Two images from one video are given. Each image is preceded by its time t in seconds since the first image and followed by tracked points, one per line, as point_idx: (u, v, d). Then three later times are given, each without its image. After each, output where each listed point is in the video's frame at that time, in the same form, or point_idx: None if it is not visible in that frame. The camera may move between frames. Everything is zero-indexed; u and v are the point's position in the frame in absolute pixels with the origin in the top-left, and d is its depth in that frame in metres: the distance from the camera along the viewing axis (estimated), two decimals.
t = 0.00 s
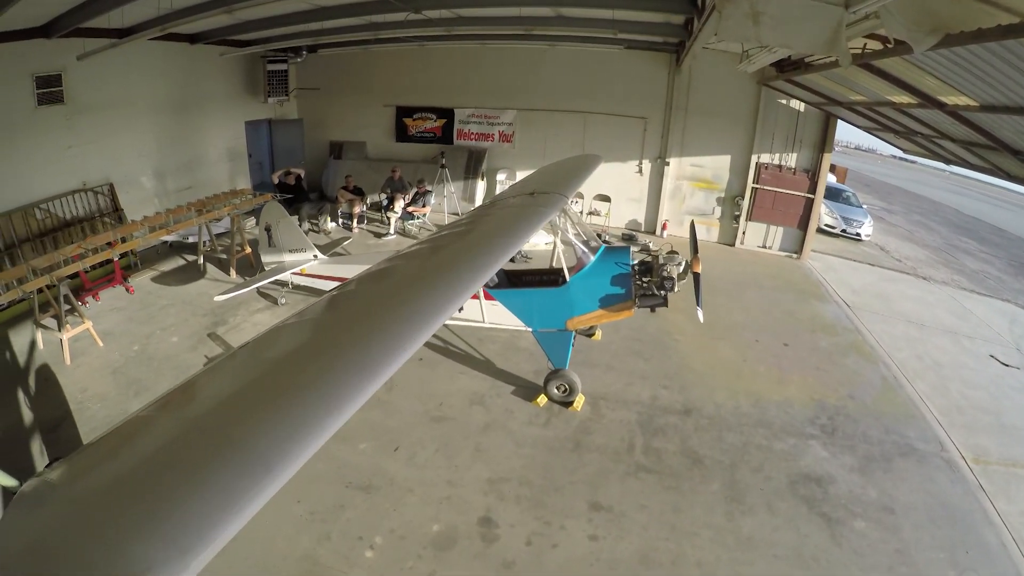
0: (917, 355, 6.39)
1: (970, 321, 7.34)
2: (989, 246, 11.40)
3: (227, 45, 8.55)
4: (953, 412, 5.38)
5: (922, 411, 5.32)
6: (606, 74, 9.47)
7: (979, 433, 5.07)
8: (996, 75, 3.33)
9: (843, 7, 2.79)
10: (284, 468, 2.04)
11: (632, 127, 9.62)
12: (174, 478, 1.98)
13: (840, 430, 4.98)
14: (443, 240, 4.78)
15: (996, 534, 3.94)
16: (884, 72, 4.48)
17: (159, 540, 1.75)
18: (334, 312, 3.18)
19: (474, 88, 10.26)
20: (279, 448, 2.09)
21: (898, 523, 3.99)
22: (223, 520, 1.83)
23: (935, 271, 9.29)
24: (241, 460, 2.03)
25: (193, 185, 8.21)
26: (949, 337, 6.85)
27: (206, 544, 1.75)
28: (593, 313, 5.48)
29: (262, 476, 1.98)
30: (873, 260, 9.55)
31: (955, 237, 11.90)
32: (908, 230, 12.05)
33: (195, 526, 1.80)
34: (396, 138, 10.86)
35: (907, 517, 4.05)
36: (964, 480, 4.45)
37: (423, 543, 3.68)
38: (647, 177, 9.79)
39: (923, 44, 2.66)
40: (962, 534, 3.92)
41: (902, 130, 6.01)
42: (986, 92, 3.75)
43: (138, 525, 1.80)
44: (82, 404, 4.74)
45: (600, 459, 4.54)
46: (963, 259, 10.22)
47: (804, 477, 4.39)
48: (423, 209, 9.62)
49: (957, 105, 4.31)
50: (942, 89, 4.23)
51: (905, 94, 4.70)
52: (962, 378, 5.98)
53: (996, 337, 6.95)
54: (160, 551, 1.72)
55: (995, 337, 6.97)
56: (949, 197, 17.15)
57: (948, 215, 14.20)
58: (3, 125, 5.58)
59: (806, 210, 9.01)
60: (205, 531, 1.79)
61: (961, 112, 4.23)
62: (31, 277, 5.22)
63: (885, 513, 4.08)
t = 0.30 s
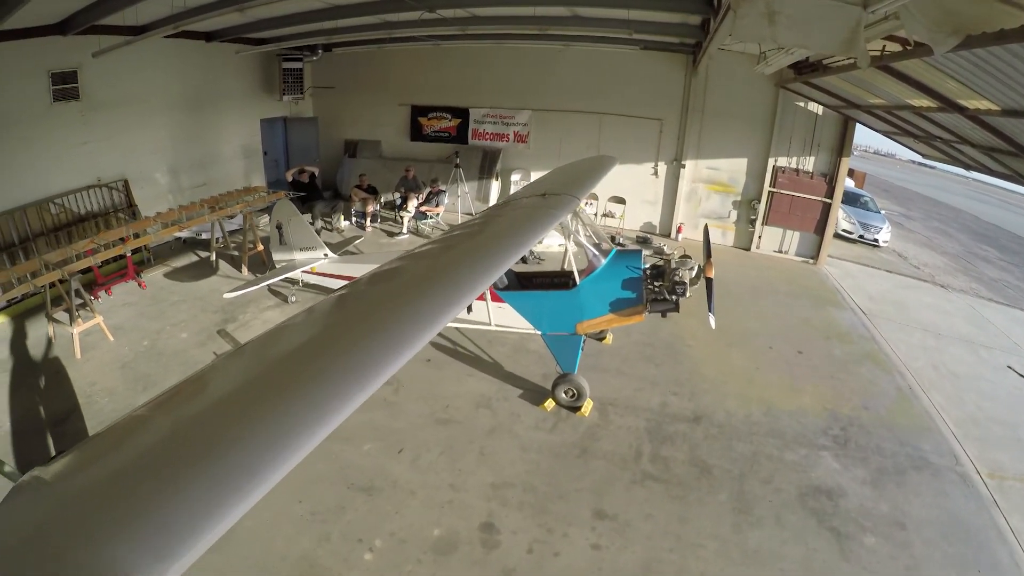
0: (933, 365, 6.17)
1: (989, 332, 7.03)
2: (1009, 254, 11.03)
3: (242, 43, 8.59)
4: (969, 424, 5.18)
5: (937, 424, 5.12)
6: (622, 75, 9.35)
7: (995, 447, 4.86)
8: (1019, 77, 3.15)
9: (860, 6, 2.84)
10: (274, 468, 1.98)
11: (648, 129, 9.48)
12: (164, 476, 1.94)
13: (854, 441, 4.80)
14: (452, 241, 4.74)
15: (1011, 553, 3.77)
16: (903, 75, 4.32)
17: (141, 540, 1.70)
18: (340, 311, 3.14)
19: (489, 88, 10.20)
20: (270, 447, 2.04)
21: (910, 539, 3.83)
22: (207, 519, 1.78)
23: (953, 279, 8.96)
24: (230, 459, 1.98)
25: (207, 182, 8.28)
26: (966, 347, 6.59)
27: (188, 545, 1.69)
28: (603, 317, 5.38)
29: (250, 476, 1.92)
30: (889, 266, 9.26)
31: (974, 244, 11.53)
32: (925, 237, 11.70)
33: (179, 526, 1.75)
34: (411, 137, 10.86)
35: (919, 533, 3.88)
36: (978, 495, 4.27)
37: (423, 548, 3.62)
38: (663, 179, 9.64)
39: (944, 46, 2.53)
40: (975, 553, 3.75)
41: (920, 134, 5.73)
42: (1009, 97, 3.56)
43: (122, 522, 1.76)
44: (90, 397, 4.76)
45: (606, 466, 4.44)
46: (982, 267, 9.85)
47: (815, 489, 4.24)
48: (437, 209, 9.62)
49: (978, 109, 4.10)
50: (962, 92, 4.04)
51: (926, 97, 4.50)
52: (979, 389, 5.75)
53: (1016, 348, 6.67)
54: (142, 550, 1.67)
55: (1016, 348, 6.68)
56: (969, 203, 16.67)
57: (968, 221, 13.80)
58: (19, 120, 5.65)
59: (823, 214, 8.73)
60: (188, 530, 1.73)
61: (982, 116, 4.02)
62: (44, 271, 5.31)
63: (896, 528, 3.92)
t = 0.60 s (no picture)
0: (950, 376, 5.91)
1: (1008, 343, 6.72)
2: None
3: (255, 41, 8.61)
4: (986, 438, 4.96)
5: (952, 437, 4.91)
6: (636, 76, 9.21)
7: (1012, 464, 4.65)
8: None
9: (880, 5, 2.81)
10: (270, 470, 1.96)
11: (662, 131, 9.33)
12: (158, 473, 1.91)
13: (865, 454, 4.63)
14: (458, 242, 4.69)
15: None
16: (923, 78, 4.12)
17: (134, 540, 1.66)
18: (345, 310, 3.10)
19: (503, 88, 10.13)
20: (267, 448, 2.02)
21: (921, 559, 3.67)
22: (201, 522, 1.75)
23: (970, 287, 8.61)
24: (226, 459, 1.95)
25: (219, 180, 8.32)
26: (984, 358, 6.31)
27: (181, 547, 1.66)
28: (611, 323, 5.27)
29: (247, 477, 1.90)
30: (903, 273, 8.93)
31: (993, 252, 11.14)
32: (943, 244, 11.36)
33: (173, 526, 1.72)
34: (424, 137, 10.83)
35: (931, 553, 3.72)
36: (992, 514, 4.09)
37: (419, 556, 3.55)
38: (677, 182, 9.48)
39: (964, 49, 2.40)
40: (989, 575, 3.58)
41: (940, 140, 5.46)
42: None
43: (113, 520, 1.72)
44: (95, 394, 4.76)
45: (609, 476, 4.34)
46: (1000, 276, 9.47)
47: (824, 504, 4.09)
48: (449, 210, 9.56)
49: (1000, 114, 3.91)
50: (984, 96, 3.86)
51: (946, 101, 4.32)
52: (996, 403, 5.49)
53: None
54: (134, 550, 1.64)
55: None
56: (988, 208, 16.22)
57: (987, 227, 13.39)
58: (31, 117, 5.70)
59: (840, 219, 8.53)
60: (182, 531, 1.71)
61: (1005, 122, 3.83)
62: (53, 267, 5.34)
63: (906, 547, 3.76)
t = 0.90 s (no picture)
0: (962, 386, 5.74)
1: None
2: None
3: (265, 42, 8.66)
4: (999, 451, 4.81)
5: (964, 449, 4.77)
6: (647, 78, 9.11)
7: None
8: None
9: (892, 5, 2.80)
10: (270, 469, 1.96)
11: (674, 134, 9.22)
12: (157, 471, 1.89)
13: (874, 466, 4.51)
14: (464, 244, 4.66)
15: None
16: (937, 81, 4.00)
17: (133, 539, 1.65)
18: (349, 311, 3.09)
19: (513, 90, 10.09)
20: (267, 447, 2.01)
21: None
22: (200, 522, 1.74)
23: (983, 294, 8.34)
24: (225, 459, 1.94)
25: (229, 180, 8.39)
26: (999, 367, 6.11)
27: (179, 546, 1.66)
28: (617, 329, 5.19)
29: (246, 476, 1.89)
30: (914, 279, 8.69)
31: (1010, 258, 10.85)
32: (958, 249, 11.08)
33: (173, 525, 1.71)
34: (435, 138, 10.82)
35: (939, 570, 3.60)
36: (1004, 529, 3.96)
37: (416, 562, 3.51)
38: (688, 185, 9.36)
39: (980, 50, 2.29)
40: None
41: (955, 144, 5.32)
42: None
43: (113, 518, 1.71)
44: (100, 393, 4.76)
45: (612, 485, 4.27)
46: (1015, 282, 9.17)
47: (831, 517, 3.98)
48: (457, 211, 9.52)
49: (1016, 118, 3.79)
50: (999, 100, 3.74)
51: (961, 105, 4.19)
52: (1010, 414, 5.32)
53: None
54: (131, 551, 1.63)
55: None
56: (1004, 213, 15.89)
57: (1002, 232, 13.08)
58: (42, 117, 5.77)
59: (852, 225, 8.34)
60: (181, 531, 1.70)
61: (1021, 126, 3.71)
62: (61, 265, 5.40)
63: (914, 563, 3.65)
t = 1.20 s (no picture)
0: (975, 397, 5.58)
1: None
2: None
3: (276, 43, 8.73)
4: (1013, 464, 4.66)
5: (974, 462, 4.64)
6: (658, 80, 9.02)
7: None
8: None
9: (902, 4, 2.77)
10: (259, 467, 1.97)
11: (684, 137, 9.12)
12: (147, 466, 1.91)
13: (881, 479, 4.40)
14: (467, 246, 4.66)
15: None
16: (949, 83, 3.89)
17: (118, 533, 1.67)
18: (345, 313, 3.09)
19: (523, 92, 10.07)
20: (257, 445, 2.02)
21: None
22: (186, 518, 1.75)
23: (999, 301, 8.12)
24: (213, 456, 1.95)
25: (239, 180, 8.49)
26: (1014, 378, 5.93)
27: (163, 542, 1.67)
28: (621, 336, 5.12)
29: (234, 473, 1.91)
30: (928, 286, 8.50)
31: None
32: (973, 255, 10.82)
33: (159, 520, 1.73)
34: (445, 141, 10.84)
35: None
36: (1013, 546, 3.83)
37: (409, 568, 3.49)
38: (699, 190, 9.24)
39: (994, 51, 2.21)
40: None
41: (970, 149, 5.17)
42: None
43: (100, 513, 1.73)
44: (105, 391, 4.78)
45: (611, 494, 4.21)
46: None
47: (835, 531, 3.89)
48: (466, 214, 9.41)
49: None
50: (1015, 104, 3.61)
51: (975, 108, 4.05)
52: None
53: None
54: (115, 546, 1.64)
55: None
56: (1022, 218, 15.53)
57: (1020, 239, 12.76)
58: (53, 117, 5.87)
59: (865, 230, 8.15)
60: (167, 525, 1.71)
61: None
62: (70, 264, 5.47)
63: None
